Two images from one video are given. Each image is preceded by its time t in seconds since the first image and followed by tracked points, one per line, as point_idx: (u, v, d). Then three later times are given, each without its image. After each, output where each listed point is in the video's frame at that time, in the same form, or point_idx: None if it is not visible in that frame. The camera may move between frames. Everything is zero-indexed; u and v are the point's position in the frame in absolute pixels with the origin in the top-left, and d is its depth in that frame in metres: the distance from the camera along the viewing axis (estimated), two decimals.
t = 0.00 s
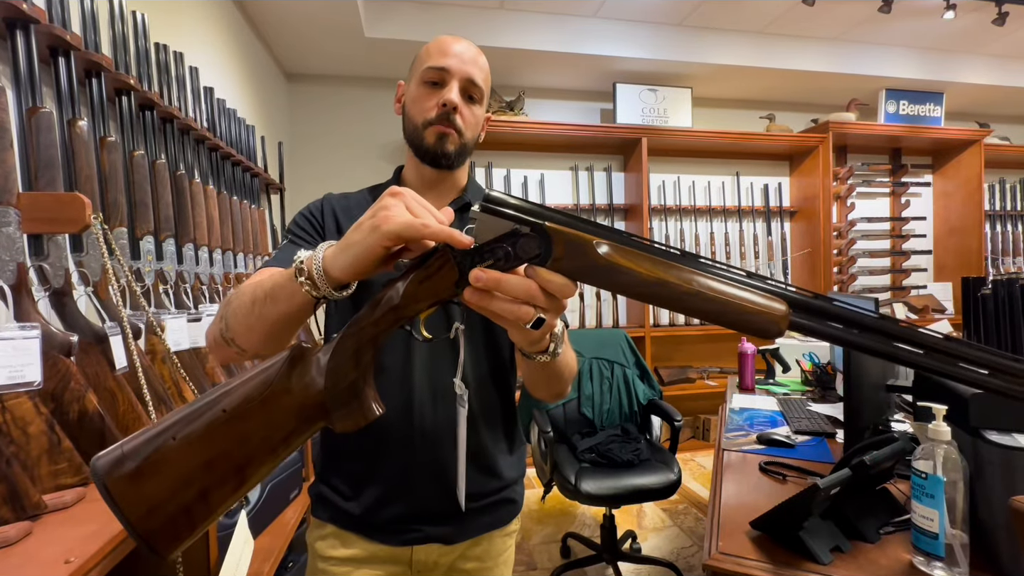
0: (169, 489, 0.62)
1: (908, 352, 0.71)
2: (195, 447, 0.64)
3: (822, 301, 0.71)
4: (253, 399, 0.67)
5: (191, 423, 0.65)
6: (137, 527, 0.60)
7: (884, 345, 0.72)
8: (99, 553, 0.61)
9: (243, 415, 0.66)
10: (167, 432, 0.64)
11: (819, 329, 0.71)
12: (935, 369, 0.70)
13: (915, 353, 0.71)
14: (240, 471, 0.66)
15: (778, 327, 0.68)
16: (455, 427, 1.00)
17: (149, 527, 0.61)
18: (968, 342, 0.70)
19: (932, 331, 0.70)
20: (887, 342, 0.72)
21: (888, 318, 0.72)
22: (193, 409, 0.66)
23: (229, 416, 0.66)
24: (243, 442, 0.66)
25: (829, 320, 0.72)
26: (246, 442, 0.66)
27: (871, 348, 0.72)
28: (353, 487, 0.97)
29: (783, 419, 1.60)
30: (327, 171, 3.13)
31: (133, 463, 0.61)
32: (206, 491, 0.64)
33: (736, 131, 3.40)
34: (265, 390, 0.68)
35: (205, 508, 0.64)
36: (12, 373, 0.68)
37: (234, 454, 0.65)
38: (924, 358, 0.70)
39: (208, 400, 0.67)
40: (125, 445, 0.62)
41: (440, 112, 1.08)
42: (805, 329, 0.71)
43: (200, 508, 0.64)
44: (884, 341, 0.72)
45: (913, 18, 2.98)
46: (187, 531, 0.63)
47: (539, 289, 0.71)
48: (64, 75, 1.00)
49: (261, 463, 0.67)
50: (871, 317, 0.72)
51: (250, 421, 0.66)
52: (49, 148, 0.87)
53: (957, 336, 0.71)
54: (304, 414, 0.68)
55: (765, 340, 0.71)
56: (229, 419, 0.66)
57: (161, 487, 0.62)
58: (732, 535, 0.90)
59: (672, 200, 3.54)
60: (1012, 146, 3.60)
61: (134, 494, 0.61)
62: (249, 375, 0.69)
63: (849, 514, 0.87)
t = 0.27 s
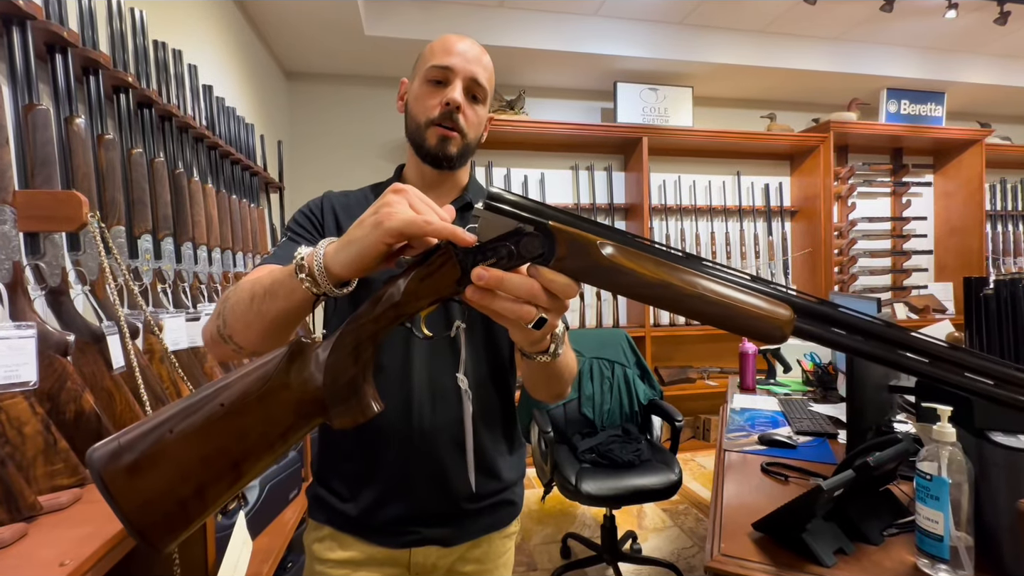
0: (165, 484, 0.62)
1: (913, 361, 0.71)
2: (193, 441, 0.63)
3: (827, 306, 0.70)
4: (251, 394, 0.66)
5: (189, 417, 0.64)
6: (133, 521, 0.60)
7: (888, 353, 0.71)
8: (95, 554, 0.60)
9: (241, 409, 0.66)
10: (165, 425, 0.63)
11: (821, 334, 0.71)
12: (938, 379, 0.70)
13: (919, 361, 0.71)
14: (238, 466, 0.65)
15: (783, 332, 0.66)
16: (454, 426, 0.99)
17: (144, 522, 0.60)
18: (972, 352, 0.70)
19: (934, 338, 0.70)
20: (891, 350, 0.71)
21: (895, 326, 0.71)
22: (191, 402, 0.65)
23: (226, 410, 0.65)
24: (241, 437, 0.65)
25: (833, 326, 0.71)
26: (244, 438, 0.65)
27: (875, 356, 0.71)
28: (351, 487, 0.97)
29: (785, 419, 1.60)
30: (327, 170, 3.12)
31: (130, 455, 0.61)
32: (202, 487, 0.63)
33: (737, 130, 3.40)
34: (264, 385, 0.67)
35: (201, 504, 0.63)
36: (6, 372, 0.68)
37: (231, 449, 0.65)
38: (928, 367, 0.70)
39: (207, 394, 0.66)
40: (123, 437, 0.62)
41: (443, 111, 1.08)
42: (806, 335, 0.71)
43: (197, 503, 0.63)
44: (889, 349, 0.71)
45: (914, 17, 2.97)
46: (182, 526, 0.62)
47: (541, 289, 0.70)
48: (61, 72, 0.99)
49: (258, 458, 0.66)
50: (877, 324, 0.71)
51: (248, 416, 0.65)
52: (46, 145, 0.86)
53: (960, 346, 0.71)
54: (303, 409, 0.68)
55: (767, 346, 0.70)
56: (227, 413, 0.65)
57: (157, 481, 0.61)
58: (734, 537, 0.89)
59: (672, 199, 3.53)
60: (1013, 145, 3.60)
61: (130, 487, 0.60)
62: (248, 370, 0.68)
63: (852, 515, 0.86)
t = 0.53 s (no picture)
0: (166, 484, 0.60)
1: (925, 368, 0.70)
2: (194, 441, 0.62)
3: (839, 313, 0.70)
4: (252, 395, 0.65)
5: (190, 416, 0.63)
6: (133, 521, 0.59)
7: (899, 360, 0.70)
8: (91, 559, 0.59)
9: (242, 410, 0.64)
10: (166, 425, 0.62)
11: (832, 341, 0.70)
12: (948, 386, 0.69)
13: (932, 369, 0.70)
14: (238, 468, 0.64)
15: (791, 338, 0.65)
16: (456, 430, 0.98)
17: (144, 523, 0.59)
18: (979, 359, 0.71)
19: (942, 344, 0.70)
20: (902, 357, 0.71)
21: (907, 334, 0.71)
22: (193, 402, 0.64)
23: (228, 411, 0.64)
24: (242, 438, 0.64)
25: (844, 332, 0.70)
26: (244, 439, 0.64)
27: (887, 363, 0.70)
28: (350, 491, 0.95)
29: (787, 421, 1.59)
30: (327, 169, 3.11)
31: (132, 454, 0.60)
32: (202, 488, 0.62)
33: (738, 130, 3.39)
34: (265, 386, 0.66)
35: (202, 505, 0.62)
36: None
37: (232, 450, 0.63)
38: (940, 374, 0.70)
39: (208, 394, 0.65)
40: (124, 436, 0.61)
41: (447, 109, 1.06)
42: (820, 341, 0.70)
43: (197, 505, 0.62)
44: (900, 356, 0.71)
45: (916, 17, 2.96)
46: (182, 527, 0.61)
47: (546, 292, 0.69)
48: (56, 69, 0.98)
49: (259, 461, 0.65)
50: (887, 331, 0.70)
51: (250, 417, 0.64)
52: (40, 143, 0.85)
53: (969, 352, 0.71)
54: (302, 412, 0.66)
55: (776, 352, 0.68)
56: (228, 414, 0.64)
57: (159, 481, 0.60)
58: (739, 541, 0.88)
59: (673, 199, 3.52)
60: (1015, 145, 3.59)
61: (132, 486, 0.59)
62: (250, 370, 0.67)
63: (859, 520, 0.85)
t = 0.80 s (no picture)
0: (163, 493, 0.59)
1: (934, 367, 0.69)
2: (192, 448, 0.61)
3: (846, 312, 0.68)
4: (251, 400, 0.63)
5: (188, 423, 0.62)
6: (128, 531, 0.57)
7: (908, 359, 0.69)
8: (85, 568, 0.57)
9: (240, 415, 0.63)
10: (162, 432, 0.60)
11: (841, 341, 0.68)
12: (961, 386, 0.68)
13: (943, 369, 0.69)
14: (236, 474, 0.62)
15: (800, 338, 0.64)
16: (457, 434, 0.96)
17: (140, 533, 0.58)
18: (993, 359, 0.69)
19: (951, 342, 0.69)
20: (914, 357, 0.69)
21: (917, 333, 0.69)
22: (190, 408, 0.62)
23: (226, 416, 0.62)
24: (241, 444, 0.62)
25: (852, 331, 0.69)
26: (243, 444, 0.62)
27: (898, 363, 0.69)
28: (350, 496, 0.94)
29: (791, 423, 1.58)
30: (327, 169, 3.09)
31: (128, 462, 0.58)
32: (200, 496, 0.61)
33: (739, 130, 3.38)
34: (264, 391, 0.64)
35: (199, 513, 0.61)
36: None
37: (231, 456, 0.62)
38: (952, 374, 0.68)
39: (206, 400, 0.63)
40: (120, 444, 0.59)
41: (450, 107, 1.05)
42: (828, 341, 0.68)
43: (194, 513, 0.61)
44: (911, 356, 0.69)
45: (919, 17, 2.95)
46: (179, 536, 0.60)
47: (547, 293, 0.67)
48: (52, 66, 0.96)
49: (257, 467, 0.64)
50: (897, 330, 0.69)
51: (248, 422, 0.63)
52: (36, 141, 0.84)
53: (982, 351, 0.70)
54: (302, 416, 0.65)
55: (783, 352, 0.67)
56: (227, 420, 0.62)
57: (156, 488, 0.59)
58: (745, 546, 0.87)
59: (674, 199, 3.50)
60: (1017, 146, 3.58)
61: (128, 494, 0.58)
62: (248, 375, 0.65)
63: (866, 525, 0.83)
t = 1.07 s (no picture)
0: (161, 495, 0.58)
1: (937, 376, 0.69)
2: (191, 451, 0.60)
3: (849, 319, 0.68)
4: (250, 402, 0.62)
5: (186, 425, 0.60)
6: (124, 534, 0.56)
7: (912, 369, 0.69)
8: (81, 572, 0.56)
9: (240, 418, 0.62)
10: (159, 433, 0.59)
11: (844, 349, 0.68)
12: (964, 396, 0.68)
13: (946, 378, 0.68)
14: (234, 477, 0.62)
15: (803, 346, 0.64)
16: (458, 437, 0.96)
17: (136, 536, 0.57)
18: (995, 369, 0.69)
19: (952, 353, 0.69)
20: (917, 366, 0.69)
21: (920, 341, 0.69)
22: (188, 410, 0.61)
23: (225, 419, 0.61)
24: (239, 446, 0.61)
25: (854, 339, 0.69)
26: (243, 446, 0.62)
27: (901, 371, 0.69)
28: (348, 499, 0.93)
29: (792, 424, 1.57)
30: (326, 169, 3.08)
31: (125, 463, 0.57)
32: (198, 499, 0.60)
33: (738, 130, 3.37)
34: (263, 393, 0.63)
35: (197, 515, 0.60)
36: None
37: (229, 458, 0.61)
38: (954, 383, 0.68)
39: (204, 401, 0.62)
40: (118, 444, 0.58)
41: (450, 106, 1.04)
42: (831, 350, 0.68)
43: (191, 516, 0.60)
44: (914, 365, 0.69)
45: (919, 17, 2.95)
46: (175, 539, 0.59)
47: (550, 298, 0.67)
48: (47, 63, 0.95)
49: (256, 470, 0.63)
50: (901, 338, 0.68)
51: (247, 425, 0.62)
52: (30, 140, 0.82)
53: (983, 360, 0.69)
54: (301, 419, 0.64)
55: (787, 359, 0.67)
56: (226, 422, 0.61)
57: (154, 491, 0.58)
58: (747, 549, 0.86)
59: (673, 199, 3.50)
60: (1016, 147, 3.59)
61: (126, 496, 0.57)
62: (247, 377, 0.64)
63: (869, 528, 0.83)
